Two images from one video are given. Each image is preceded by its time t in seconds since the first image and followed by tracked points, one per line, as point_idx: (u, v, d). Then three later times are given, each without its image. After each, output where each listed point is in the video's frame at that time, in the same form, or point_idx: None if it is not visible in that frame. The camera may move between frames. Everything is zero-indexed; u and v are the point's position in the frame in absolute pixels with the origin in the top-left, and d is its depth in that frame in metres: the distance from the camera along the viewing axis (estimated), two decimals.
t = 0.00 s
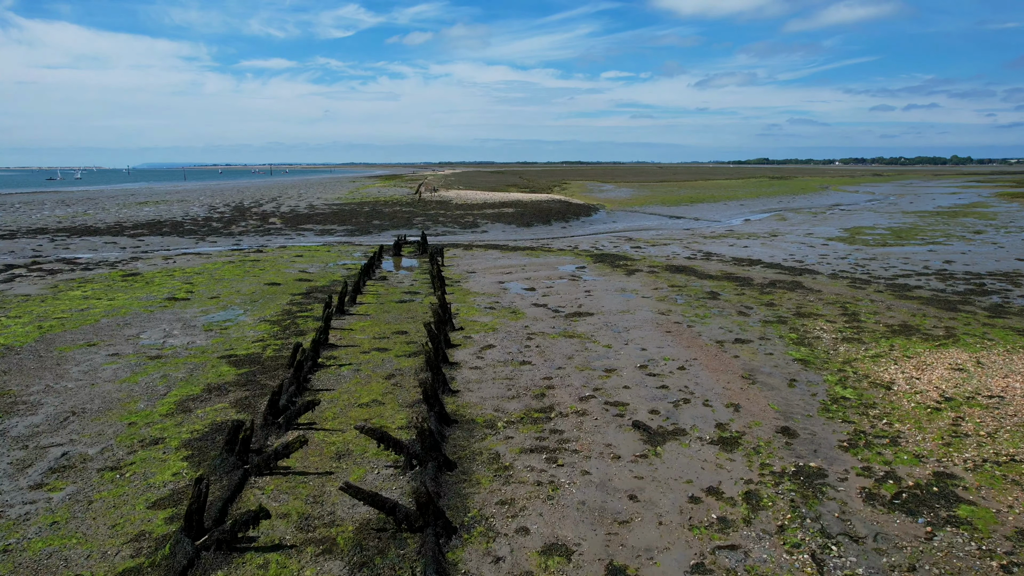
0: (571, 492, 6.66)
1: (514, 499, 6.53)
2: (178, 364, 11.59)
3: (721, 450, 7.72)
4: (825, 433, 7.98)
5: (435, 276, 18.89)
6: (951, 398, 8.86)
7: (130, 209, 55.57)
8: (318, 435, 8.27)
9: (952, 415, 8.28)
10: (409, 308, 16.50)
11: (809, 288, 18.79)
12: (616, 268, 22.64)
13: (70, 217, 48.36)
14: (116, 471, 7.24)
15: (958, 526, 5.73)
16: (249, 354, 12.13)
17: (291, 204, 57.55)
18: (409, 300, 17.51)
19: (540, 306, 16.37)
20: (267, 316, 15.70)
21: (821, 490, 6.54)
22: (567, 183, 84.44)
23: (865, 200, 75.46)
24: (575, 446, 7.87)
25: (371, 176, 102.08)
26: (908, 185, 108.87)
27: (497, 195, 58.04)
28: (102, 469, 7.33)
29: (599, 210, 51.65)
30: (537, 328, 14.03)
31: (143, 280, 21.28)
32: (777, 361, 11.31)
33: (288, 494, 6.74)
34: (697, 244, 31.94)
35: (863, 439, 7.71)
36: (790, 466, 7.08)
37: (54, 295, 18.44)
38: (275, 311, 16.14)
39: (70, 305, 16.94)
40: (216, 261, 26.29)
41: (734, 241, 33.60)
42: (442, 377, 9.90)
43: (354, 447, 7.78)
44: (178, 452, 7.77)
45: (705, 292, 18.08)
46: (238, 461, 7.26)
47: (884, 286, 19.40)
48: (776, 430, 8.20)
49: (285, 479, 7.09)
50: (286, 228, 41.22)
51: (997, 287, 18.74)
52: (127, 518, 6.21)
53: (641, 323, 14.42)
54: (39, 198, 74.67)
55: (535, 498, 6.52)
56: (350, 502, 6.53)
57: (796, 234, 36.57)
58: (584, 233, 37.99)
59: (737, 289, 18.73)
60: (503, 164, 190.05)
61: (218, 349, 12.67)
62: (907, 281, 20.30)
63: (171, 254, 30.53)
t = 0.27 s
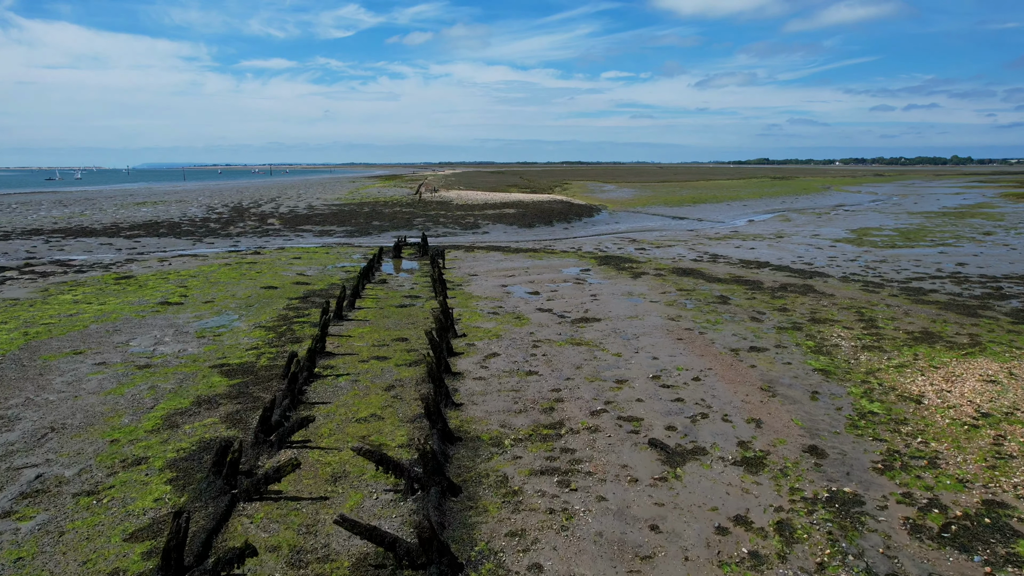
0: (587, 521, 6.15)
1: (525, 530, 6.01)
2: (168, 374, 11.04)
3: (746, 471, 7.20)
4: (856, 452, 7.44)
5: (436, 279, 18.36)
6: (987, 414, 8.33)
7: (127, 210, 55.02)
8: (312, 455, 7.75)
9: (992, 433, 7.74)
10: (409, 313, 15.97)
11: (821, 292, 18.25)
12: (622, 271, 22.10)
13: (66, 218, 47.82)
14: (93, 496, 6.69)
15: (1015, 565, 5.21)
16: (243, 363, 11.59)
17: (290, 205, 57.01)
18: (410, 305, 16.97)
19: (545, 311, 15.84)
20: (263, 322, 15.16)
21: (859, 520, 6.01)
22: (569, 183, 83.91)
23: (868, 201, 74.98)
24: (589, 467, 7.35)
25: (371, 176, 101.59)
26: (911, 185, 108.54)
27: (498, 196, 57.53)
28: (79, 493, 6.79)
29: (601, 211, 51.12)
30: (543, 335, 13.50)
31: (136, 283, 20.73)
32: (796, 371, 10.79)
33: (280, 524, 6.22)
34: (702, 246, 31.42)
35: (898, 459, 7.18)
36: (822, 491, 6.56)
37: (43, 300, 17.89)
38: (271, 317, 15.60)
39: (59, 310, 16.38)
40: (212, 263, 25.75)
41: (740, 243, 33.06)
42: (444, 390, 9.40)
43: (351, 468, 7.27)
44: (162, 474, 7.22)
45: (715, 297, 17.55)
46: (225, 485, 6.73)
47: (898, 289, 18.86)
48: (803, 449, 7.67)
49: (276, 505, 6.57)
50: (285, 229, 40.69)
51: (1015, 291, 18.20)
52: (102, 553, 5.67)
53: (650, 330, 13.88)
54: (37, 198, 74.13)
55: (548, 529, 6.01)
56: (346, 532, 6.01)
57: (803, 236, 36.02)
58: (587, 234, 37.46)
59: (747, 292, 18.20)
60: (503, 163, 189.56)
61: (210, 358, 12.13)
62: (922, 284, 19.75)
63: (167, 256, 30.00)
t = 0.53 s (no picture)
0: (605, 557, 5.61)
1: (537, 568, 5.48)
2: (155, 384, 10.49)
3: (775, 497, 6.64)
4: (893, 474, 6.89)
5: (437, 283, 17.82)
6: None
7: (125, 210, 54.50)
8: (305, 478, 7.20)
9: None
10: (409, 318, 15.43)
11: (834, 296, 17.71)
12: (627, 274, 21.56)
13: (62, 218, 47.31)
14: (63, 526, 6.11)
15: None
16: (234, 374, 11.04)
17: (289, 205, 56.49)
18: (410, 310, 16.43)
19: (550, 317, 15.31)
20: (257, 327, 14.63)
21: (906, 557, 5.46)
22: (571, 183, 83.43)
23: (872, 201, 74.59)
24: (604, 491, 6.81)
25: (371, 176, 101.19)
26: (914, 185, 108.00)
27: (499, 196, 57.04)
28: (49, 523, 6.23)
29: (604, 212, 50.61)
30: (550, 343, 12.95)
31: (128, 286, 20.17)
32: (818, 382, 10.23)
33: (268, 560, 5.68)
34: (708, 247, 30.89)
35: (941, 483, 6.63)
36: (862, 520, 6.02)
37: (31, 304, 17.34)
38: (266, 322, 15.07)
39: (46, 315, 15.82)
40: (207, 265, 25.25)
41: (745, 244, 32.53)
42: (445, 405, 8.87)
43: (347, 494, 6.71)
44: (141, 500, 6.65)
45: (725, 301, 17.01)
46: (208, 515, 6.17)
47: (914, 293, 18.32)
48: (834, 472, 7.12)
49: (264, 537, 6.02)
50: (283, 230, 40.15)
51: None
52: None
53: (661, 337, 13.33)
54: (35, 198, 73.66)
55: (563, 567, 5.47)
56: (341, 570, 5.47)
57: (809, 237, 35.51)
58: (590, 235, 36.92)
59: (758, 297, 17.65)
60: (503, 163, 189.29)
61: (201, 367, 11.58)
62: (938, 287, 19.20)
63: (163, 258, 29.47)
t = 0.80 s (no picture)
0: None
1: None
2: (140, 397, 9.92)
3: (810, 529, 6.08)
4: (938, 502, 6.34)
5: (438, 287, 17.27)
6: None
7: (122, 211, 53.99)
8: (296, 506, 6.64)
9: None
10: (409, 325, 14.88)
11: (849, 300, 17.15)
12: (633, 277, 21.01)
13: (59, 219, 46.79)
14: (28, 565, 5.55)
15: None
16: (225, 386, 10.48)
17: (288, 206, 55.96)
18: (410, 315, 15.87)
19: (556, 323, 14.76)
20: (251, 334, 14.07)
21: None
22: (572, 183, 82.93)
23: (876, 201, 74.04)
24: (623, 522, 6.25)
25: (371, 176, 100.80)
26: (917, 185, 107.53)
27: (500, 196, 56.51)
28: (13, 560, 5.66)
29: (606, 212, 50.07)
30: (556, 351, 12.39)
31: (120, 290, 19.61)
32: (843, 394, 9.66)
33: None
34: (714, 249, 30.36)
35: (993, 515, 6.07)
36: (911, 559, 5.46)
37: (19, 308, 16.78)
38: (260, 329, 14.51)
39: (33, 320, 15.27)
40: (203, 268, 24.72)
41: (751, 246, 31.99)
42: (449, 422, 8.29)
43: (342, 526, 6.17)
44: (115, 532, 6.07)
45: (737, 306, 16.45)
46: (188, 551, 5.61)
47: (930, 297, 17.75)
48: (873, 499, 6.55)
49: None
50: (282, 231, 39.62)
51: None
52: None
53: (672, 345, 12.78)
54: (33, 198, 73.21)
55: None
56: None
57: (816, 238, 34.96)
58: (593, 237, 36.39)
59: (770, 301, 17.10)
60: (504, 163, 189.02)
61: (190, 378, 11.01)
62: (954, 291, 18.63)
63: (158, 260, 28.93)
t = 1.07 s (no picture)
0: None
1: None
2: (123, 412, 9.34)
3: (854, 569, 5.51)
4: (993, 538, 5.79)
5: (439, 292, 16.71)
6: None
7: (119, 212, 53.45)
8: (285, 541, 6.08)
9: None
10: (409, 332, 14.30)
11: (864, 305, 16.58)
12: (640, 281, 20.43)
13: (54, 219, 46.16)
14: None
15: None
16: (214, 399, 9.91)
17: (287, 206, 55.44)
18: (410, 322, 15.30)
19: (562, 330, 14.20)
20: (244, 342, 13.49)
21: None
22: (573, 183, 82.53)
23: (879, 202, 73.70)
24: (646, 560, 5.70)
25: (371, 176, 100.50)
26: (920, 185, 107.09)
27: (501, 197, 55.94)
28: None
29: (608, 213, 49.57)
30: (564, 362, 11.82)
31: (111, 293, 19.04)
32: (871, 408, 9.11)
33: None
34: (719, 251, 29.84)
35: None
36: None
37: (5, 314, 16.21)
38: (254, 336, 13.93)
39: (18, 327, 14.68)
40: (198, 271, 24.13)
41: (757, 248, 31.49)
42: (451, 443, 7.71)
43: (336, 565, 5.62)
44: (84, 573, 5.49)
45: (748, 312, 15.92)
46: None
47: (948, 301, 17.22)
48: (920, 531, 5.97)
49: None
50: (280, 232, 39.06)
51: None
52: None
53: (685, 355, 12.21)
54: (30, 198, 72.62)
55: None
56: None
57: (823, 240, 34.38)
58: (596, 238, 35.87)
59: (782, 307, 16.56)
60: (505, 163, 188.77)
61: (178, 390, 10.43)
62: (971, 295, 18.11)
63: (153, 262, 28.36)
